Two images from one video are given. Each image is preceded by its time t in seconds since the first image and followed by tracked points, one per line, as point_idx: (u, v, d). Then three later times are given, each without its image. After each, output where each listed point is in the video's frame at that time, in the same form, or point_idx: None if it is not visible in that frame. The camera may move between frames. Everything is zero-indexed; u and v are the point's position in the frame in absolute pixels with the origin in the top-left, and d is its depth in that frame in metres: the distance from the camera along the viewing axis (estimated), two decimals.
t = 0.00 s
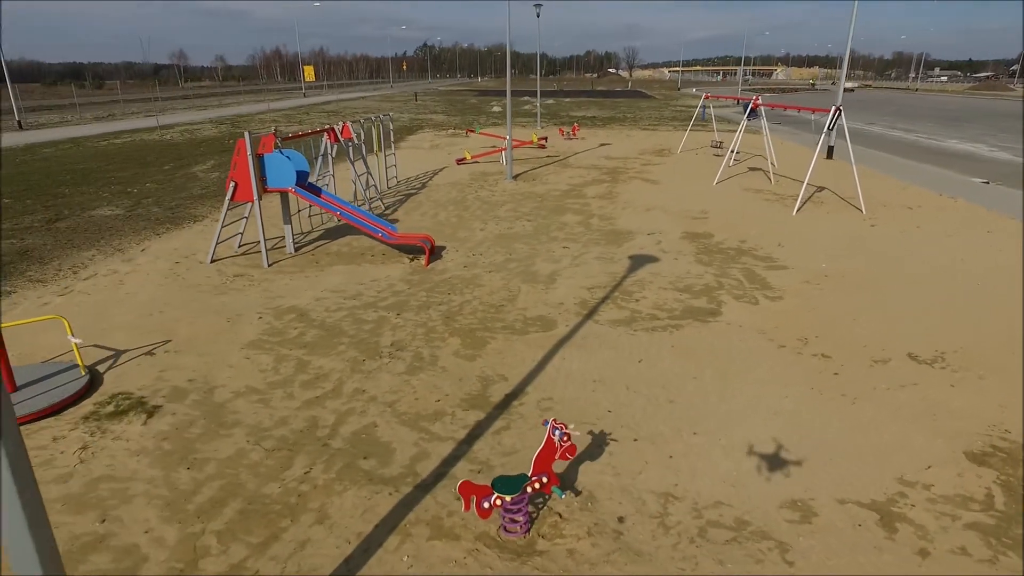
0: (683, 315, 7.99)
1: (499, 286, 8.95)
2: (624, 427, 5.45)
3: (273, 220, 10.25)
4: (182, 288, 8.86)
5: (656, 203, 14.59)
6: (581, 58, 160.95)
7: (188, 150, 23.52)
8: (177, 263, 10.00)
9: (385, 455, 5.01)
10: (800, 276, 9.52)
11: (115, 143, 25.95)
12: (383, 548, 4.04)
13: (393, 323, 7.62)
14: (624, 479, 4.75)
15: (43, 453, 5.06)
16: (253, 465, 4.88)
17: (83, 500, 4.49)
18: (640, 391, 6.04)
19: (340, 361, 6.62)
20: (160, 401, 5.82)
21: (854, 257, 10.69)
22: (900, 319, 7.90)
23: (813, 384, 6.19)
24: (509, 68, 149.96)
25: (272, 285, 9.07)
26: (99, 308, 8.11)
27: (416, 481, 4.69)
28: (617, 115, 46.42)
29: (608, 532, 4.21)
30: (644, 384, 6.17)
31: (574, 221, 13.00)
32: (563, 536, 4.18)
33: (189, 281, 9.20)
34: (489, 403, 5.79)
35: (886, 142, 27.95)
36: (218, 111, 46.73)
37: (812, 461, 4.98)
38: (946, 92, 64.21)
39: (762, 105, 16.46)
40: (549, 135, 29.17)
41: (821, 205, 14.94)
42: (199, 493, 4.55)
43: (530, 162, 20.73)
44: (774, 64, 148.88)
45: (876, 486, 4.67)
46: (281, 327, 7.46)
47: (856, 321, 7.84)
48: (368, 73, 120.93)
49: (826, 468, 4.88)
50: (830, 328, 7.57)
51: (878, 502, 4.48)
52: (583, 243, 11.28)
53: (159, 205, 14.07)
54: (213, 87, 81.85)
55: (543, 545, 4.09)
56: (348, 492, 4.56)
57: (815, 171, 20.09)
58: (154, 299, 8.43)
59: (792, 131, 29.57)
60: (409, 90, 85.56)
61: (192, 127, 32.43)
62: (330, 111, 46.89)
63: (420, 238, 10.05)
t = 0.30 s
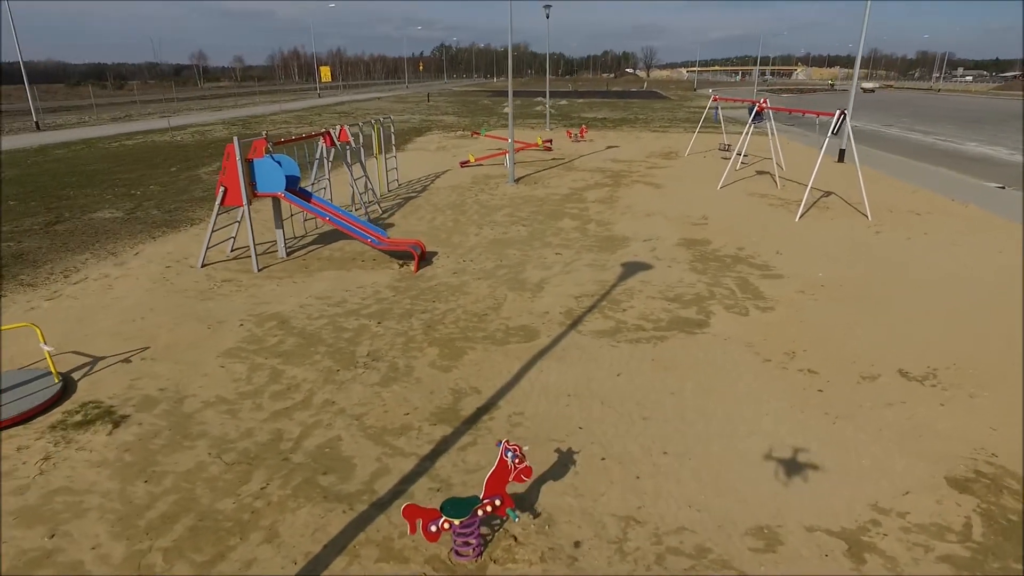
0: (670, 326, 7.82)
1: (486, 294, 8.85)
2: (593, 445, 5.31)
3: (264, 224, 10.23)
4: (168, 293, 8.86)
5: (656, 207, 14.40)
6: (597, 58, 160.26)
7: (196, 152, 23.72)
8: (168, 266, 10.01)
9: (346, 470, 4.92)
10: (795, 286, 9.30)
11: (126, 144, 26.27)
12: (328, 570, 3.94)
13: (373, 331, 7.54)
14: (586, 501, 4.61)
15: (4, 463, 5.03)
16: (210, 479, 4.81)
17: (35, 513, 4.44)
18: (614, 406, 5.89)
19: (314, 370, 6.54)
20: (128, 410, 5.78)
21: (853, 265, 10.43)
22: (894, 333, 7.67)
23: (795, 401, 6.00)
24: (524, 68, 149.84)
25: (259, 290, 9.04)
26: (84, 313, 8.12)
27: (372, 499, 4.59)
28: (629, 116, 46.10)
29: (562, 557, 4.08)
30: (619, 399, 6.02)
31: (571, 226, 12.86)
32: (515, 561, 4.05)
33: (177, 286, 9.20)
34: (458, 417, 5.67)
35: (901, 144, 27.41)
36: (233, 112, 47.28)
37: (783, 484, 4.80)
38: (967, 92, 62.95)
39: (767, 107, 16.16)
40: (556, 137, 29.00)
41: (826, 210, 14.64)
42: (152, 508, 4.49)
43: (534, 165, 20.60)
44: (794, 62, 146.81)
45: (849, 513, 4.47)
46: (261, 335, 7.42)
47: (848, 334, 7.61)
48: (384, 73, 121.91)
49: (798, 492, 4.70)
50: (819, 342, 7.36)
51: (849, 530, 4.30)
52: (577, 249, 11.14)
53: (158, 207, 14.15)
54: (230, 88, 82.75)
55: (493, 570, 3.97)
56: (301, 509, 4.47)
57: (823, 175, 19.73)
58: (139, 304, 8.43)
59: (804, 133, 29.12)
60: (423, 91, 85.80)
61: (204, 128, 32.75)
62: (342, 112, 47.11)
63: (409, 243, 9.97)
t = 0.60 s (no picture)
0: (653, 335, 7.69)
1: (471, 300, 8.79)
2: (558, 458, 5.22)
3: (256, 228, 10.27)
4: (157, 296, 8.93)
5: (655, 211, 14.24)
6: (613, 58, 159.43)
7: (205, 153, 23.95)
8: (160, 269, 10.09)
9: (305, 481, 4.89)
10: (788, 294, 9.11)
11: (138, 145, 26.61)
12: None
13: (352, 338, 7.51)
14: (542, 517, 4.53)
15: None
16: (169, 488, 4.80)
17: None
18: (585, 418, 5.79)
19: (288, 378, 6.53)
20: (99, 416, 5.80)
21: (851, 274, 10.20)
22: (883, 345, 7.48)
23: (771, 415, 5.85)
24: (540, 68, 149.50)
25: (246, 294, 9.08)
26: (71, 316, 8.20)
27: (327, 511, 4.55)
28: (642, 117, 45.71)
29: None
30: (591, 411, 5.93)
31: (567, 230, 12.75)
32: None
33: (167, 289, 9.27)
34: (426, 428, 5.62)
35: (916, 147, 26.84)
36: (247, 112, 47.65)
37: (748, 504, 4.67)
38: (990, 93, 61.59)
39: (772, 110, 15.91)
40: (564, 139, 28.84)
41: (830, 215, 14.36)
42: (107, 516, 4.49)
43: (538, 168, 20.49)
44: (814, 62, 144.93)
45: (812, 536, 4.34)
46: (241, 340, 7.43)
47: (835, 346, 7.43)
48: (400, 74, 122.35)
49: (762, 513, 4.58)
50: (805, 353, 7.19)
51: (809, 554, 4.17)
52: (569, 254, 11.04)
53: (160, 209, 14.29)
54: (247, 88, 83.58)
55: None
56: (254, 521, 4.44)
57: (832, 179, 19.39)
58: (127, 307, 8.50)
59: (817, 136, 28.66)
60: (438, 91, 86.00)
61: (215, 129, 33.06)
62: (353, 113, 47.36)
63: (398, 248, 9.96)
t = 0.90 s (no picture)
0: (636, 343, 7.61)
1: (457, 305, 8.77)
2: (522, 468, 5.18)
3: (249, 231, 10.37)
4: (149, 299, 9.04)
5: (655, 216, 14.12)
6: (630, 58, 158.41)
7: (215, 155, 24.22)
8: (155, 271, 10.21)
9: (266, 488, 4.91)
10: (779, 302, 8.97)
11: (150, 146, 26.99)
12: None
13: (334, 342, 7.54)
14: (498, 529, 4.49)
15: None
16: (133, 492, 4.84)
17: None
18: (555, 428, 5.74)
19: (264, 382, 6.56)
20: (75, 418, 5.87)
21: (847, 282, 10.01)
22: (871, 356, 7.32)
23: (745, 428, 5.76)
24: (556, 69, 149.17)
25: (236, 297, 9.15)
26: (62, 317, 8.32)
27: (284, 519, 4.56)
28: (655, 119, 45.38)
29: None
30: (562, 420, 5.87)
31: (563, 234, 12.70)
32: None
33: (159, 291, 9.38)
34: (394, 435, 5.61)
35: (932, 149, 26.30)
36: (262, 113, 48.12)
37: (709, 520, 4.59)
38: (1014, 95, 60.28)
39: (776, 113, 15.69)
40: (572, 141, 28.72)
41: (833, 219, 14.13)
42: (69, 520, 4.54)
43: (542, 170, 20.43)
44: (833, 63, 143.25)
45: (770, 555, 4.26)
46: (224, 344, 7.49)
47: (820, 356, 7.29)
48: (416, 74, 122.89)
49: (723, 530, 4.50)
50: (789, 364, 7.06)
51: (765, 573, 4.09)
52: (562, 259, 10.98)
53: (162, 211, 14.46)
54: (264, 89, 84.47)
55: None
56: (211, 528, 4.46)
57: (841, 182, 19.08)
58: (117, 309, 8.61)
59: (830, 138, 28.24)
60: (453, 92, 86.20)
61: (228, 130, 33.42)
62: (366, 114, 47.65)
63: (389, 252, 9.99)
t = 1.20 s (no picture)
0: (617, 349, 7.59)
1: (443, 309, 8.81)
2: (487, 475, 5.19)
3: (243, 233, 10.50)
4: (142, 300, 9.20)
5: (652, 219, 14.06)
6: (646, 58, 157.75)
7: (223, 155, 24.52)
8: (152, 272, 10.38)
9: (233, 490, 4.98)
10: (768, 309, 8.89)
11: (162, 146, 27.37)
12: None
13: (316, 345, 7.61)
14: (456, 536, 4.51)
15: None
16: (102, 492, 4.94)
17: None
18: (524, 434, 5.76)
19: (243, 385, 6.65)
20: (56, 418, 6.00)
21: (840, 288, 9.90)
22: (854, 365, 7.24)
23: (716, 437, 5.72)
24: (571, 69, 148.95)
25: (227, 299, 9.28)
26: (57, 317, 8.50)
27: (245, 521, 4.62)
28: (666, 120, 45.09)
29: None
30: (533, 426, 5.88)
31: (558, 237, 12.70)
32: None
33: (153, 292, 9.54)
34: (364, 439, 5.66)
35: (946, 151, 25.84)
36: (274, 114, 48.59)
37: (667, 531, 4.58)
38: None
39: (778, 116, 15.53)
40: (579, 143, 28.65)
41: (835, 223, 13.95)
42: (37, 519, 4.64)
43: (545, 173, 20.41)
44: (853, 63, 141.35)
45: (725, 567, 4.24)
46: (209, 346, 7.60)
47: (802, 364, 7.21)
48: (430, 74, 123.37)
49: (680, 541, 4.48)
50: (769, 372, 7.01)
51: None
52: (554, 263, 10.98)
53: (165, 212, 14.67)
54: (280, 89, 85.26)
55: None
56: (174, 529, 4.54)
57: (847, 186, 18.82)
58: (110, 310, 8.77)
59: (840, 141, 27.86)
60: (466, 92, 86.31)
61: (239, 131, 33.79)
62: (378, 115, 47.88)
63: (380, 254, 10.07)
